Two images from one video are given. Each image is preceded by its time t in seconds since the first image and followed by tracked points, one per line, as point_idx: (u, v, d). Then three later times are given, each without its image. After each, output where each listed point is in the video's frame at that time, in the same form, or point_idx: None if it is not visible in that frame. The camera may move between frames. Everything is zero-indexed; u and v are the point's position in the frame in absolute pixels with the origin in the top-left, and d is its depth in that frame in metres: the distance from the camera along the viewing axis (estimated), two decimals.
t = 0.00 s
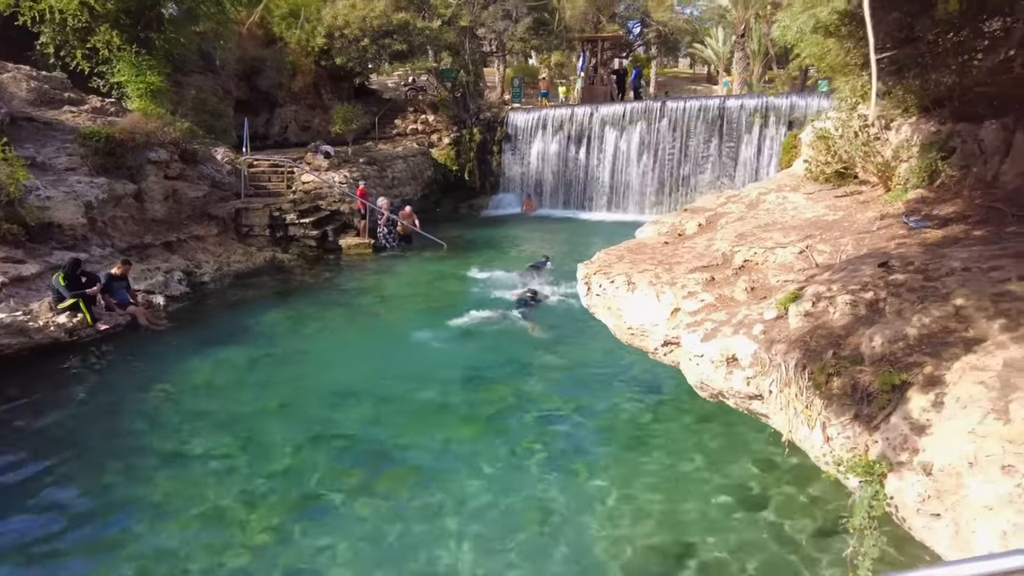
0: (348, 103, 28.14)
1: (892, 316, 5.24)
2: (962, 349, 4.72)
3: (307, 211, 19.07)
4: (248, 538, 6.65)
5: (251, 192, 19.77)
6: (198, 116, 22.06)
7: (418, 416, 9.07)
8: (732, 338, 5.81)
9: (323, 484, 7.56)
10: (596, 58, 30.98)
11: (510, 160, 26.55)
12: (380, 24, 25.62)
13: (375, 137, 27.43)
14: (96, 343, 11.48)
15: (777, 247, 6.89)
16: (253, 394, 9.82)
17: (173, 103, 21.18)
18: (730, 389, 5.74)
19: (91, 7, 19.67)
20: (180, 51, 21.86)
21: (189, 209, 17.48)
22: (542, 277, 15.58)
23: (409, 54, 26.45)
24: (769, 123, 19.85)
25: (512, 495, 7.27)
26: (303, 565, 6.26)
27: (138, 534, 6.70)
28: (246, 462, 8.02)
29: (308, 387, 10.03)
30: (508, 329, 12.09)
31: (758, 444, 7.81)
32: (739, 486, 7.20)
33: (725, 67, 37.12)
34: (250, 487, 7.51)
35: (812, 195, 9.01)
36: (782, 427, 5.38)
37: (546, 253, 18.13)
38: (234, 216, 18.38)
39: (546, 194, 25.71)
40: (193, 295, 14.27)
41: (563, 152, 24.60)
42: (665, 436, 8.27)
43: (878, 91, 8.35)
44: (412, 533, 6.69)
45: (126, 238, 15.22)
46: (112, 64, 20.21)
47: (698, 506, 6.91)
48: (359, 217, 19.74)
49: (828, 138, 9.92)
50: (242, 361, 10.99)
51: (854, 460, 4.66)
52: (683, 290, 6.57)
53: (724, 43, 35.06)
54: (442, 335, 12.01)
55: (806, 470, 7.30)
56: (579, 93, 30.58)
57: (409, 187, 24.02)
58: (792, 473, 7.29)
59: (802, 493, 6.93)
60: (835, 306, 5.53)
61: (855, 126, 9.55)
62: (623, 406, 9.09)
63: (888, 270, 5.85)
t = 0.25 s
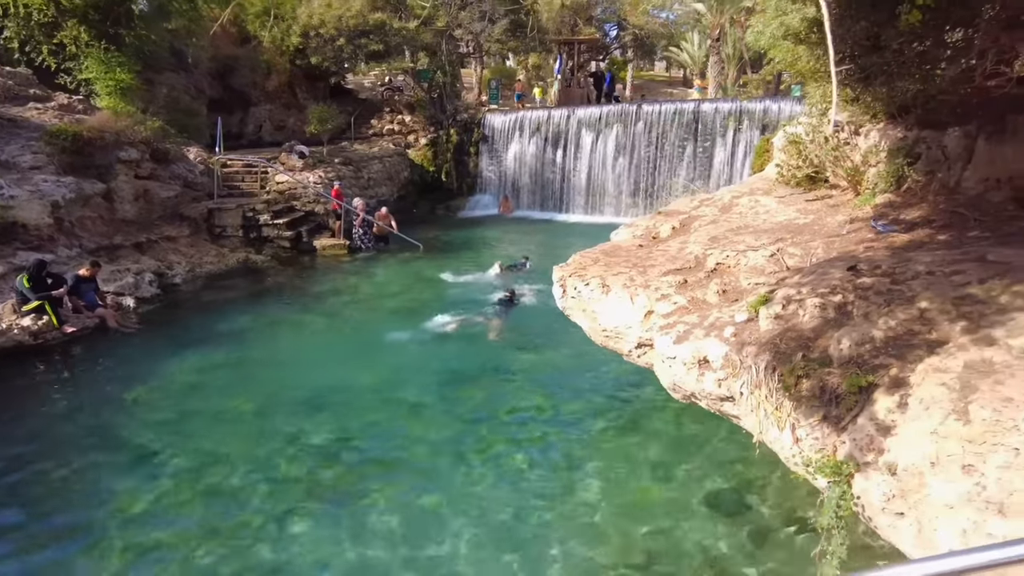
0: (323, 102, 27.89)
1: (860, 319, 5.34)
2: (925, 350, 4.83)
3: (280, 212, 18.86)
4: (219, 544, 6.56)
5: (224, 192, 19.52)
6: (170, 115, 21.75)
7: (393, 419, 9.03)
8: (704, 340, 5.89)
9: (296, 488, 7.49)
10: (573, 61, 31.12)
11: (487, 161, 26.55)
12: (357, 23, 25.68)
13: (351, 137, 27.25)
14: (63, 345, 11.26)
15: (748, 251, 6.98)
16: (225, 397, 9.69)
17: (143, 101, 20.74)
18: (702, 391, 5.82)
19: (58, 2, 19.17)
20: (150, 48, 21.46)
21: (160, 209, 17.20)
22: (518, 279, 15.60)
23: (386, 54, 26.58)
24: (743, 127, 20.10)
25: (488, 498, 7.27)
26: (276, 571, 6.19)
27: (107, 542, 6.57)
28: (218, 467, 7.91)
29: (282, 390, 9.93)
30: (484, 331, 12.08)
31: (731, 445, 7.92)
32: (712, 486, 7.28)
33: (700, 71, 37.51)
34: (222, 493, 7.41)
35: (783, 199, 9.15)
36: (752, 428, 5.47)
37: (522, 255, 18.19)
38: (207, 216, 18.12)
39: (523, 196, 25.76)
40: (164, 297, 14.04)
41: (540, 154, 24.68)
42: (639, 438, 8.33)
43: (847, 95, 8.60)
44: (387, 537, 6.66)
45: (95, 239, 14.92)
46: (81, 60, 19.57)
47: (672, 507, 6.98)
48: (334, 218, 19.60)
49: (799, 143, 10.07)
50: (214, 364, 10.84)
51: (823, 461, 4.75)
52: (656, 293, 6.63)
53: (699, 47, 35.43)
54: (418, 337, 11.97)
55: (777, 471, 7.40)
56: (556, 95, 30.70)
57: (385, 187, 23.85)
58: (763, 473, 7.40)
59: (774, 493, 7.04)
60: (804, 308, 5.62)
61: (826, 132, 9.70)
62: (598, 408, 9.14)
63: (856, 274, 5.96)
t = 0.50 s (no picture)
0: (297, 100, 27.59)
1: (829, 318, 5.45)
2: (891, 349, 4.94)
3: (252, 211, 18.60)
4: (189, 546, 6.48)
5: (195, 190, 19.21)
6: (138, 111, 21.37)
7: (368, 419, 8.98)
8: (676, 339, 5.98)
9: (269, 489, 7.41)
10: (549, 61, 31.17)
11: (462, 161, 26.51)
12: (330, 20, 25.28)
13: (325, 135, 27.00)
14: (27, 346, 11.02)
15: (720, 251, 7.09)
16: (196, 398, 9.55)
17: (109, 97, 20.13)
18: (675, 389, 5.91)
19: None
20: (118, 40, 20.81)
21: (129, 207, 16.87)
22: (494, 279, 15.59)
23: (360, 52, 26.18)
24: (716, 130, 20.32)
25: (462, 497, 7.27)
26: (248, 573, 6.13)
27: (73, 546, 6.44)
28: (189, 468, 7.80)
29: (255, 390, 9.81)
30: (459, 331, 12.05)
31: (704, 443, 8.02)
32: (685, 485, 7.37)
33: (675, 73, 37.83)
34: (192, 494, 7.31)
35: (755, 200, 9.29)
36: (724, 425, 5.56)
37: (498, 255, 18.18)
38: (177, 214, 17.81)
39: (499, 196, 25.76)
40: (133, 296, 13.77)
41: (516, 153, 24.71)
42: (613, 437, 8.40)
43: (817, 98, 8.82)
44: (361, 538, 6.63)
45: (60, 237, 14.58)
46: (44, 53, 18.95)
47: (646, 505, 7.05)
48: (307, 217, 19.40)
49: (770, 145, 10.24)
50: (185, 364, 10.68)
51: (792, 457, 4.85)
52: (629, 292, 6.70)
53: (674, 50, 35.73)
54: (393, 337, 11.91)
55: (748, 468, 7.52)
56: (532, 96, 30.76)
57: (360, 186, 23.66)
58: (735, 471, 7.51)
59: (745, 491, 7.15)
60: (775, 308, 5.71)
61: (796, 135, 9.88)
62: (573, 407, 9.18)
63: (825, 274, 6.08)
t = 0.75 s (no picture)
0: (277, 98, 27.28)
1: (805, 316, 5.52)
2: (865, 347, 5.01)
3: (231, 210, 18.36)
4: (165, 548, 6.39)
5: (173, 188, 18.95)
6: (115, 109, 21.22)
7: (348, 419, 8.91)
8: (655, 338, 6.03)
9: (247, 490, 7.34)
10: (531, 62, 31.19)
11: (444, 161, 26.46)
12: (311, 18, 25.06)
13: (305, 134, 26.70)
14: None
15: (699, 251, 7.16)
16: (173, 398, 9.43)
17: (82, 93, 19.78)
18: (654, 387, 5.96)
19: None
20: (93, 35, 20.34)
21: (104, 205, 16.60)
22: (474, 279, 15.58)
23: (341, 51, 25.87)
24: (696, 131, 20.48)
25: (442, 497, 7.25)
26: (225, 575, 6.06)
27: (45, 549, 6.33)
28: (165, 469, 7.70)
29: (233, 391, 9.71)
30: (439, 331, 12.02)
31: (683, 442, 8.07)
32: (664, 483, 7.41)
33: (656, 75, 38.09)
34: (169, 496, 7.21)
35: (733, 201, 9.38)
36: (702, 424, 5.61)
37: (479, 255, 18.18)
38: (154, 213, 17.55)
39: (480, 196, 25.73)
40: (108, 296, 13.55)
41: (498, 153, 24.72)
42: (594, 436, 8.43)
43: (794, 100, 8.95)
44: (340, 538, 6.58)
45: (32, 235, 14.31)
46: (15, 47, 18.45)
47: (625, 504, 7.09)
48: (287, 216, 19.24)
49: (749, 147, 10.37)
50: (161, 365, 10.54)
51: (769, 454, 4.91)
52: (609, 291, 6.73)
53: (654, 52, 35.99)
54: (373, 337, 11.86)
55: (727, 467, 7.58)
56: (514, 96, 30.80)
57: (340, 185, 23.52)
58: (714, 470, 7.57)
59: (723, 489, 7.21)
60: (752, 307, 5.77)
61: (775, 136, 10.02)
62: (554, 407, 9.20)
63: (801, 273, 6.16)
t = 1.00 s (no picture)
0: (256, 96, 26.98)
1: (779, 315, 5.58)
2: (838, 344, 5.07)
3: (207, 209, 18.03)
4: (138, 550, 6.30)
5: (149, 186, 18.68)
6: (88, 106, 20.91)
7: (325, 419, 8.86)
8: (632, 337, 6.06)
9: (222, 491, 7.26)
10: (512, 61, 31.17)
11: (425, 160, 26.38)
12: (290, 16, 24.79)
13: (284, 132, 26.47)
14: None
15: (676, 250, 7.20)
16: (147, 399, 9.29)
17: (52, 88, 19.34)
18: (631, 385, 6.01)
19: None
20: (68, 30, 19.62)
21: (77, 203, 16.32)
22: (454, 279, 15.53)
23: (320, 49, 25.92)
24: (675, 132, 20.59)
25: (421, 497, 7.23)
26: None
27: (15, 553, 6.22)
28: (139, 471, 7.59)
29: (209, 391, 9.60)
30: (418, 331, 11.97)
31: (660, 440, 8.12)
32: (642, 481, 7.45)
33: (637, 76, 38.30)
34: (142, 497, 7.12)
35: (711, 201, 9.46)
36: (678, 421, 5.66)
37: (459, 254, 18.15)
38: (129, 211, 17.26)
39: (461, 195, 25.68)
40: (81, 296, 13.32)
41: (479, 153, 24.69)
42: (572, 435, 8.45)
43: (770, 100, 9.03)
44: (317, 538, 6.54)
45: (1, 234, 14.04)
46: None
47: (603, 501, 7.12)
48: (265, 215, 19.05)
49: (726, 147, 10.47)
50: (136, 365, 10.38)
51: (743, 451, 4.97)
52: (587, 290, 6.75)
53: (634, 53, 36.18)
54: (351, 337, 11.77)
55: (704, 464, 7.64)
56: (494, 96, 30.80)
57: (320, 184, 23.34)
58: (691, 468, 7.62)
59: (700, 486, 7.27)
60: (727, 305, 5.82)
61: (752, 137, 10.10)
62: (533, 406, 9.21)
63: (776, 272, 6.23)
